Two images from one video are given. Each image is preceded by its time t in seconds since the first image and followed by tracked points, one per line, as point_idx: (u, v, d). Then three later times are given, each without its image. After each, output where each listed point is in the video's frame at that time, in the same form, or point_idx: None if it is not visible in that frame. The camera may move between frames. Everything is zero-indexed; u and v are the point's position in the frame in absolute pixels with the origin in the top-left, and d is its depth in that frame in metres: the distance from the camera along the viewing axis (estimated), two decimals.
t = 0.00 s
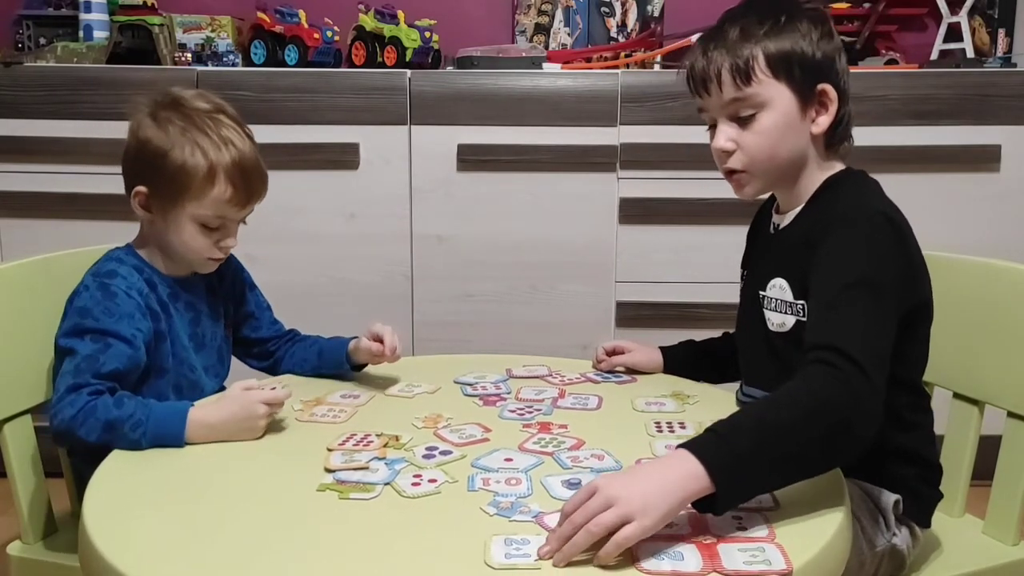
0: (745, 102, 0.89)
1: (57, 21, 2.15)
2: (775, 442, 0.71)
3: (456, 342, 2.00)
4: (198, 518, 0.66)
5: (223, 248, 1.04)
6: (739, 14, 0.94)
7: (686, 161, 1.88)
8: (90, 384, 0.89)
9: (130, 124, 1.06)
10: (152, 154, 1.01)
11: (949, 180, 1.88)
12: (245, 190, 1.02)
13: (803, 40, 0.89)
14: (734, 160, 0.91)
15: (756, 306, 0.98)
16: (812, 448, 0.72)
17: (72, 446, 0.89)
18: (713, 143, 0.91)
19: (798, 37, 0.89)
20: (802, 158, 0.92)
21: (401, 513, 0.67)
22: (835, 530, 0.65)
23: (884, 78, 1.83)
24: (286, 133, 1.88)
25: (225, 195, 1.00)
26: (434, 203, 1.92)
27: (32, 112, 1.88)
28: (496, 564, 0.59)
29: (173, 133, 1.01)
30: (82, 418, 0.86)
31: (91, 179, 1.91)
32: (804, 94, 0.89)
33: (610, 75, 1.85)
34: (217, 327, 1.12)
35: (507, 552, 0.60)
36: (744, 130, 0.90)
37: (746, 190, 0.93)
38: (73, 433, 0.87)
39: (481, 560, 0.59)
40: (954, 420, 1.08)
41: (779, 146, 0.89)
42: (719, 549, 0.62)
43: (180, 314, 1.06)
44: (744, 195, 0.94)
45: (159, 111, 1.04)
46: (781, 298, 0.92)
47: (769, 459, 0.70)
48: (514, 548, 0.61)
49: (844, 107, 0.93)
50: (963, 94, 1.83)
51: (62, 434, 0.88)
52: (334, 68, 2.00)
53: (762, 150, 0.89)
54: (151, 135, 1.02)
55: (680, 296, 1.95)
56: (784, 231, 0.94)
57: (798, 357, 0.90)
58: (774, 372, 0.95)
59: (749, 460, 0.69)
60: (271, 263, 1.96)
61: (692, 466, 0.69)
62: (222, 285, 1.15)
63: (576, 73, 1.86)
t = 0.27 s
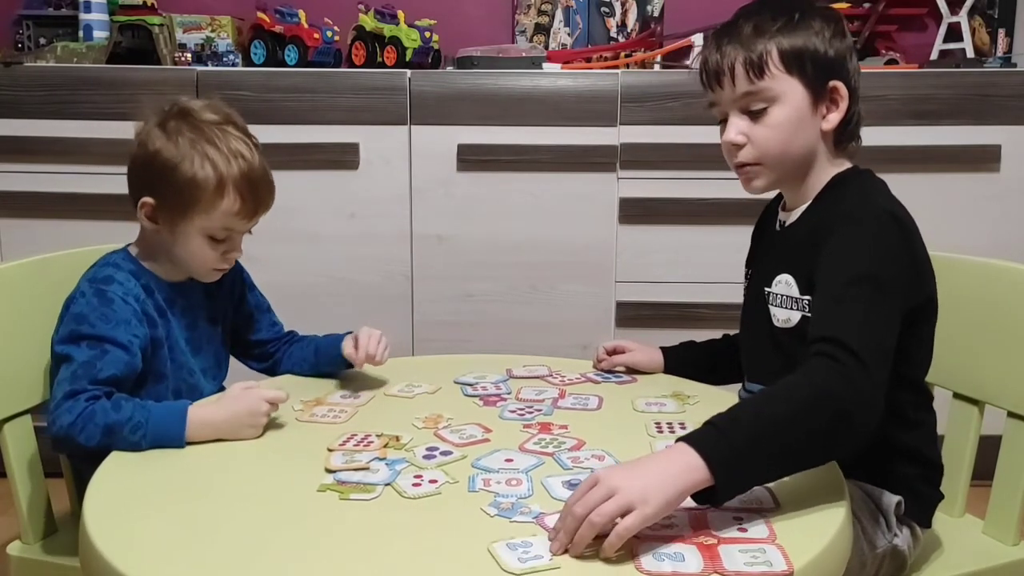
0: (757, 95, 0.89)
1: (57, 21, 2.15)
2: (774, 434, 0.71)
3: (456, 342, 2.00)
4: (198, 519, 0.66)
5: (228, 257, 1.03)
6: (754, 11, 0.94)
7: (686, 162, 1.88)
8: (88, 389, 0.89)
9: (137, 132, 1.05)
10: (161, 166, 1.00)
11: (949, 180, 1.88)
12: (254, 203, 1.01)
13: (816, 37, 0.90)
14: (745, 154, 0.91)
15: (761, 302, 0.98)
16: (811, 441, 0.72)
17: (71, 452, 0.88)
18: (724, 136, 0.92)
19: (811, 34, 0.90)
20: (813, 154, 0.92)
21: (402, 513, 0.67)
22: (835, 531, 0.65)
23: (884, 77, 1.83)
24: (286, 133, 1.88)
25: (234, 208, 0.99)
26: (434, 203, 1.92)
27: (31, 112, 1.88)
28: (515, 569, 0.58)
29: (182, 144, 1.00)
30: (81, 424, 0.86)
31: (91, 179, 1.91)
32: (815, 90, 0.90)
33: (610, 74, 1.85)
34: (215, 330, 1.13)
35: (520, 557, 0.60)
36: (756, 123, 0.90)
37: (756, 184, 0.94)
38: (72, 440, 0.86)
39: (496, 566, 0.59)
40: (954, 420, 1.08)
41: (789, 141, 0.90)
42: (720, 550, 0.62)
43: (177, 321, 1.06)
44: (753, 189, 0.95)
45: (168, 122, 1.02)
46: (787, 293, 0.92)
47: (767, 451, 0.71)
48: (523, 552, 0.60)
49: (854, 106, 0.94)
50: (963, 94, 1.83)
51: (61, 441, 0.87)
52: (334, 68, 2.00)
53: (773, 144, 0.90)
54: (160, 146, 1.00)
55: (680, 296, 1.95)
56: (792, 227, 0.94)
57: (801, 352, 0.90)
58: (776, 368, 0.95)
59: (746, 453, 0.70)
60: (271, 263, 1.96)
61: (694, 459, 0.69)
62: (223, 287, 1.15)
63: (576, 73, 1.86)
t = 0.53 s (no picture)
0: (764, 93, 0.89)
1: (57, 21, 2.15)
2: (767, 426, 0.72)
3: (456, 342, 2.00)
4: (198, 519, 0.66)
5: (227, 268, 1.03)
6: (762, 10, 0.94)
7: (686, 162, 1.88)
8: (87, 391, 0.88)
9: (143, 135, 1.04)
10: (163, 175, 0.99)
11: (949, 180, 1.88)
12: (255, 214, 1.01)
13: (824, 35, 0.90)
14: (752, 151, 0.91)
15: (762, 301, 0.98)
16: (805, 435, 0.73)
17: (71, 455, 0.88)
18: (732, 134, 0.92)
19: (819, 32, 0.90)
20: (819, 152, 0.92)
21: (402, 513, 0.67)
22: (835, 531, 0.65)
23: (884, 78, 1.83)
24: (286, 133, 1.88)
25: (234, 220, 0.99)
26: (434, 202, 1.92)
27: (31, 112, 1.88)
28: (522, 572, 0.58)
29: (185, 153, 0.99)
30: (80, 426, 0.86)
31: (91, 179, 1.91)
32: (822, 88, 0.90)
33: (610, 75, 1.85)
34: (214, 332, 1.13)
35: (525, 559, 0.60)
36: (763, 121, 0.90)
37: (763, 182, 0.94)
38: (72, 442, 0.86)
39: (501, 567, 0.58)
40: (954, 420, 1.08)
41: (796, 139, 0.90)
42: (720, 550, 0.62)
43: (177, 327, 1.06)
44: (759, 187, 0.95)
45: (173, 128, 1.02)
46: (789, 291, 0.92)
47: (759, 443, 0.71)
48: (527, 553, 0.60)
49: (860, 105, 0.94)
50: (963, 94, 1.83)
51: (60, 444, 0.87)
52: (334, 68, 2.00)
53: (780, 142, 0.90)
54: (163, 154, 1.00)
55: (680, 296, 1.95)
56: (793, 225, 0.94)
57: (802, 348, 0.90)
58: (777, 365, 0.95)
59: (739, 445, 0.71)
60: (271, 263, 1.96)
61: (688, 449, 0.70)
62: (222, 288, 1.15)
63: (576, 73, 1.86)
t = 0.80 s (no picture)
0: (755, 91, 0.90)
1: (57, 21, 2.15)
2: (704, 389, 0.76)
3: (456, 342, 2.00)
4: (198, 519, 0.66)
5: (224, 267, 1.02)
6: (761, 8, 0.95)
7: (686, 162, 1.88)
8: (86, 392, 0.88)
9: (146, 133, 1.05)
10: (162, 172, 0.99)
11: (949, 180, 1.88)
12: (252, 215, 1.00)
13: (818, 37, 0.90)
14: (741, 148, 0.92)
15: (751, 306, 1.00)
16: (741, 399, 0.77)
17: (70, 456, 0.88)
18: (722, 130, 0.92)
19: (814, 34, 0.90)
20: (809, 154, 0.92)
21: (402, 513, 0.67)
22: (834, 531, 0.65)
23: (884, 78, 1.83)
24: (286, 133, 1.88)
25: (229, 217, 0.98)
26: (434, 202, 1.93)
27: (31, 112, 1.88)
28: (524, 573, 0.58)
29: (185, 149, 1.00)
30: (79, 427, 0.86)
31: (91, 179, 1.91)
32: (814, 89, 0.90)
33: (610, 75, 1.85)
34: (214, 333, 1.13)
35: (526, 560, 0.60)
36: (753, 119, 0.90)
37: (752, 180, 0.94)
38: (71, 443, 0.86)
39: (503, 569, 0.58)
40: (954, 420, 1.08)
41: (785, 139, 0.90)
42: (719, 551, 0.62)
43: (178, 331, 1.07)
44: (748, 185, 0.95)
45: (175, 126, 1.02)
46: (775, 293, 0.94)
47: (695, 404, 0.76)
48: (528, 555, 0.60)
49: (853, 109, 0.94)
50: (963, 94, 1.83)
51: (59, 445, 0.87)
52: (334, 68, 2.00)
53: (770, 141, 0.90)
54: (163, 150, 1.00)
55: (680, 296, 1.95)
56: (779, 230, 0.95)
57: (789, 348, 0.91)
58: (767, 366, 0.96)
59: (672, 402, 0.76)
60: (271, 263, 1.96)
61: (567, 403, 0.75)
62: (223, 289, 1.15)
63: (576, 73, 1.86)
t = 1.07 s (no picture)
0: (740, 91, 0.91)
1: (57, 21, 2.15)
2: (662, 370, 0.80)
3: (456, 342, 2.00)
4: (197, 519, 0.66)
5: (220, 266, 1.02)
6: (753, 10, 0.96)
7: (686, 161, 1.88)
8: (85, 393, 0.88)
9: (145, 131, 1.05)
10: (161, 168, 0.99)
11: (949, 180, 1.88)
12: (249, 214, 1.00)
13: (806, 39, 0.91)
14: (725, 148, 0.92)
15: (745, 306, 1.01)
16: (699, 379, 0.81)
17: (70, 456, 0.88)
18: (709, 130, 0.93)
19: (802, 36, 0.91)
20: (794, 154, 0.93)
21: (402, 513, 0.67)
22: (834, 531, 0.65)
23: (884, 78, 1.83)
24: (286, 133, 1.88)
25: (227, 214, 0.98)
26: (434, 202, 1.92)
27: (31, 112, 1.88)
28: (524, 573, 0.58)
29: (184, 147, 1.00)
30: (79, 428, 0.86)
31: (91, 179, 1.91)
32: (799, 90, 0.90)
33: (610, 75, 1.85)
34: (213, 333, 1.13)
35: (526, 560, 0.59)
36: (738, 119, 0.91)
37: (737, 180, 0.94)
38: (70, 444, 0.86)
39: (503, 569, 0.58)
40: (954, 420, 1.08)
41: (769, 139, 0.91)
42: (719, 551, 0.61)
43: (175, 329, 1.06)
44: (734, 185, 0.96)
45: (175, 124, 1.03)
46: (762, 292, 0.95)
47: (655, 386, 0.80)
48: (527, 555, 0.60)
49: (842, 112, 0.94)
50: (963, 94, 1.83)
51: (58, 446, 0.87)
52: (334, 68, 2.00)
53: (754, 140, 0.91)
54: (163, 146, 1.00)
55: (680, 296, 1.95)
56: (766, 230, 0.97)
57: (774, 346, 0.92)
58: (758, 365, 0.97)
59: (634, 385, 0.79)
60: (271, 263, 1.96)
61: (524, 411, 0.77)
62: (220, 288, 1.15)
63: (576, 73, 1.86)
